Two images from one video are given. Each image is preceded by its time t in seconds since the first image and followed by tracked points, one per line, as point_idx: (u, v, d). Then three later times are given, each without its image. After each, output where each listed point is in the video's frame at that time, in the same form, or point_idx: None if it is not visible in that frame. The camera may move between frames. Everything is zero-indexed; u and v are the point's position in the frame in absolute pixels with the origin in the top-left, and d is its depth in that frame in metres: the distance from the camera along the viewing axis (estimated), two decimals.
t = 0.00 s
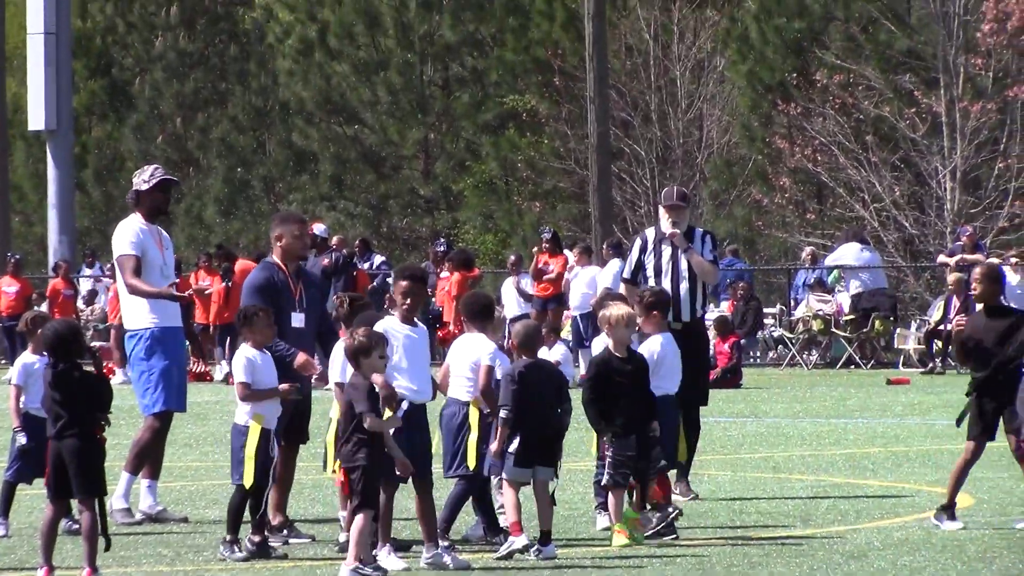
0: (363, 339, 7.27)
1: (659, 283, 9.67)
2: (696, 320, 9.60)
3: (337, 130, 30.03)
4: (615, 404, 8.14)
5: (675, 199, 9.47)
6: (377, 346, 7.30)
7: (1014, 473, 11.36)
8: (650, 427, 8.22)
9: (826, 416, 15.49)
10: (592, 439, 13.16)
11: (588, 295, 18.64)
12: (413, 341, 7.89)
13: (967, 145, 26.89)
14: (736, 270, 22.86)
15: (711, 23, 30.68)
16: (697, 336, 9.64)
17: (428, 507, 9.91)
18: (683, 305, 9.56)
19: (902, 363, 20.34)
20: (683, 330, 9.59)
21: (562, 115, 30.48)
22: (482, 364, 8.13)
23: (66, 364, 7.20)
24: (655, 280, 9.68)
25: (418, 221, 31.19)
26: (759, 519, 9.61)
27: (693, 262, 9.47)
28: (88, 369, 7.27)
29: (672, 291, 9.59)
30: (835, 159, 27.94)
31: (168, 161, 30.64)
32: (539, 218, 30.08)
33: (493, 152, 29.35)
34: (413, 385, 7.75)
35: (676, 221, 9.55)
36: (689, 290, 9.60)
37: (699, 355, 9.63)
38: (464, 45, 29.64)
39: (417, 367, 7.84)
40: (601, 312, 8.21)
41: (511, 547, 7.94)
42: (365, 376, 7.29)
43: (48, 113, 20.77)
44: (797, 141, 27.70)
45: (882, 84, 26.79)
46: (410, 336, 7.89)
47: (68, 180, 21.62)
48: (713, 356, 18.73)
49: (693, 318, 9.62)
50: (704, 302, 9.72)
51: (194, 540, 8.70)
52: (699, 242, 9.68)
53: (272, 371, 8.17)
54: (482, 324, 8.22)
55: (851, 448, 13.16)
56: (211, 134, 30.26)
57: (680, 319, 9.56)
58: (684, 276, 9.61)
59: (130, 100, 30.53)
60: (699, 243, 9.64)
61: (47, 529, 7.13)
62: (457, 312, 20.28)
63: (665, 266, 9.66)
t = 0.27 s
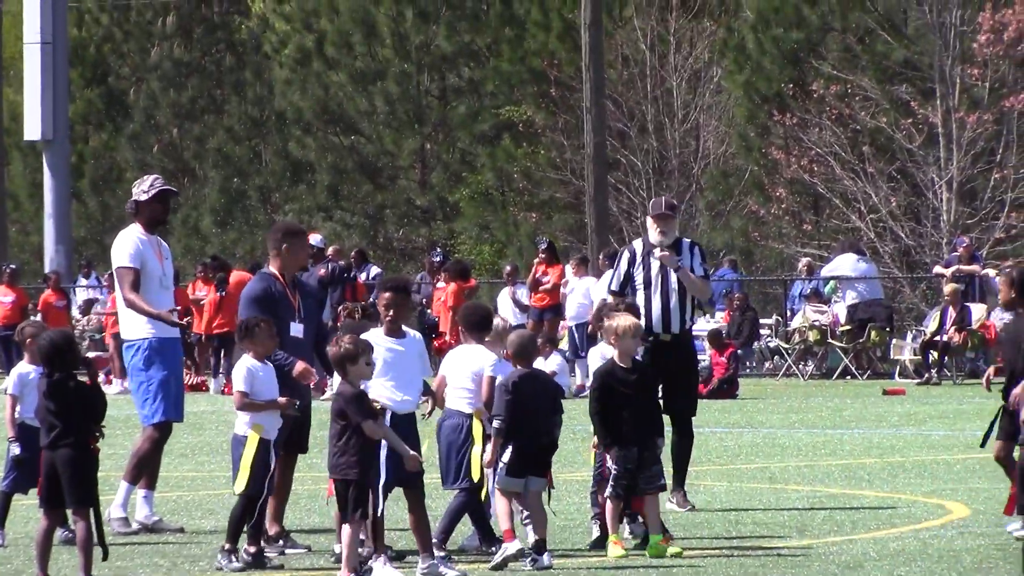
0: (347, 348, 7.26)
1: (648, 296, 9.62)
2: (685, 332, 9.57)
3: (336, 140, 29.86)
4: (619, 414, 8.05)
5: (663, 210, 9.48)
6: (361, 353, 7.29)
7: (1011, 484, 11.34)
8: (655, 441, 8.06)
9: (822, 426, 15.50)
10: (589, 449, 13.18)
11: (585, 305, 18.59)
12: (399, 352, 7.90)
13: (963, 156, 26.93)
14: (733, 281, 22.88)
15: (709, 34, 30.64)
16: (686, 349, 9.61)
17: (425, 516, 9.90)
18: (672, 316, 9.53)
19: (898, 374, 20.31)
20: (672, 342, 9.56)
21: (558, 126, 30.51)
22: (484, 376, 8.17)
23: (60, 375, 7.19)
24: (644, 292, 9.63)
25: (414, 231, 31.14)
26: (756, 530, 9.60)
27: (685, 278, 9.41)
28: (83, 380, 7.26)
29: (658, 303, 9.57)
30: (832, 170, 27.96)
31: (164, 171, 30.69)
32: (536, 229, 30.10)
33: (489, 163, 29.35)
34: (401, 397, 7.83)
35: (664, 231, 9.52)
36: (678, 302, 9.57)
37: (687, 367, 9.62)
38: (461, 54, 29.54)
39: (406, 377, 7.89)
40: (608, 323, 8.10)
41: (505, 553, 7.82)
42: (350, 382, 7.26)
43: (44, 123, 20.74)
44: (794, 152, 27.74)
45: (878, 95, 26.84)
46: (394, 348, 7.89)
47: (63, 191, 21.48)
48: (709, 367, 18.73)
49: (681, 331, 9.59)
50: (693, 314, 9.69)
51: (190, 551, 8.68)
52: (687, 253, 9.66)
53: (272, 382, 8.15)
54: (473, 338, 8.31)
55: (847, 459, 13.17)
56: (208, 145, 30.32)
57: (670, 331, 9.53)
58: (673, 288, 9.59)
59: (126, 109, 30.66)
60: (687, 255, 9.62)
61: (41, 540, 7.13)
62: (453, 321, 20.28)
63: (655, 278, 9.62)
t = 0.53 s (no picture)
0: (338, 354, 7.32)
1: (640, 304, 9.64)
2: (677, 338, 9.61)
3: (334, 146, 29.81)
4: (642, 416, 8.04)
5: (650, 214, 9.57)
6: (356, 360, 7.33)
7: (1008, 490, 11.34)
8: (670, 450, 8.12)
9: (820, 433, 15.50)
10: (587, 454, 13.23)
11: (582, 312, 18.55)
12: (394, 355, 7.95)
13: (961, 163, 26.94)
14: (730, 288, 22.89)
15: (707, 41, 30.59)
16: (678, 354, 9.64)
17: (422, 523, 9.93)
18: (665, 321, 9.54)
19: (896, 381, 20.31)
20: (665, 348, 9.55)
21: (556, 133, 30.52)
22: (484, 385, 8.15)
23: (57, 382, 7.19)
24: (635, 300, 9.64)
25: (412, 238, 31.16)
26: (753, 536, 9.61)
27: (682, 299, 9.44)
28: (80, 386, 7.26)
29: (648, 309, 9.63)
30: (830, 177, 27.95)
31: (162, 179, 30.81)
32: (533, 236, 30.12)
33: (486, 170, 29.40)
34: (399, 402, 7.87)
35: (651, 238, 9.63)
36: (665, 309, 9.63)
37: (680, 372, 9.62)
38: (457, 61, 29.27)
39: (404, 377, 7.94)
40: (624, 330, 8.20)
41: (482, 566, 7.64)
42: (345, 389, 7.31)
43: (42, 129, 20.72)
44: (793, 159, 27.75)
45: (875, 102, 26.87)
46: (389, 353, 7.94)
47: (61, 198, 21.37)
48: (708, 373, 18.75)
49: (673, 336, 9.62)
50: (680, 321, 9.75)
51: (188, 557, 8.68)
52: (673, 261, 9.75)
53: (272, 389, 8.18)
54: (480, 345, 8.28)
55: (845, 465, 13.17)
56: (205, 152, 30.43)
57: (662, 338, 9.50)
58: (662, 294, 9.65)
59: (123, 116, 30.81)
60: (674, 261, 9.73)
61: (38, 547, 7.15)
62: (450, 329, 20.30)
63: (645, 285, 9.65)
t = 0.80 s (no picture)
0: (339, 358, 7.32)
1: (638, 308, 9.63)
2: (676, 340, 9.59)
3: (333, 152, 29.89)
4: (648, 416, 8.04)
5: (645, 220, 9.57)
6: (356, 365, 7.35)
7: (1008, 495, 11.35)
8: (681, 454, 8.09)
9: (819, 438, 15.52)
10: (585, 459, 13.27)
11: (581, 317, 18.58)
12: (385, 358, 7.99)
13: (961, 168, 26.95)
14: (729, 293, 22.92)
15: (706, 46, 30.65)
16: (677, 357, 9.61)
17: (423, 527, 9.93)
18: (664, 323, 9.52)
19: (895, 385, 20.32)
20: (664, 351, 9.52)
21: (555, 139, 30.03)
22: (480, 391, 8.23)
23: (57, 385, 7.19)
24: (632, 303, 9.63)
25: (411, 243, 31.18)
26: (753, 541, 9.61)
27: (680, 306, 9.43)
28: (80, 390, 7.27)
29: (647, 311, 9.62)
30: (829, 181, 27.97)
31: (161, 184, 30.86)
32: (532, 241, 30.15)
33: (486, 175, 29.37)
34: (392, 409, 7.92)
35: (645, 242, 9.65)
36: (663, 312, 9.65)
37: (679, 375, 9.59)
38: (455, 67, 29.29)
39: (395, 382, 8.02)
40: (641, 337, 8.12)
41: None
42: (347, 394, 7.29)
43: (42, 134, 20.74)
44: (793, 164, 27.77)
45: (875, 107, 26.91)
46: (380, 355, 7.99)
47: (60, 202, 21.50)
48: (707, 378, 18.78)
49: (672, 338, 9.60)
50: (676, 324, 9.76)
51: (187, 562, 8.67)
52: (669, 265, 9.77)
53: (272, 394, 8.15)
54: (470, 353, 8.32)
55: (845, 470, 13.19)
56: (205, 157, 30.49)
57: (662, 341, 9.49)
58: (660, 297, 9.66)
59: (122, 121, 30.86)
60: (670, 265, 9.75)
61: (38, 551, 7.15)
62: (449, 335, 20.30)
63: (643, 289, 9.64)
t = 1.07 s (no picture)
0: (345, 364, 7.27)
1: (636, 309, 9.65)
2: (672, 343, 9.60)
3: (329, 155, 29.99)
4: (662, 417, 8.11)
5: (644, 222, 9.56)
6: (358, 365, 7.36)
7: (1007, 495, 11.35)
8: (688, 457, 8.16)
9: (817, 439, 15.52)
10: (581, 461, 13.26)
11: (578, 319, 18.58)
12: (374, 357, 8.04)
13: (957, 169, 26.98)
14: (728, 294, 22.92)
15: (704, 47, 30.69)
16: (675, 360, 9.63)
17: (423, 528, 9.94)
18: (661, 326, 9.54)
19: (894, 386, 20.32)
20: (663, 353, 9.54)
21: (553, 140, 30.04)
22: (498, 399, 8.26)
23: (56, 388, 7.19)
24: (631, 304, 9.64)
25: (409, 245, 31.10)
26: (752, 543, 9.60)
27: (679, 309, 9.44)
28: (80, 392, 7.27)
29: (646, 313, 9.64)
30: (826, 183, 28.00)
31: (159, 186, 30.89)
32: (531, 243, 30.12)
33: (483, 176, 29.30)
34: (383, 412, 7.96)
35: (644, 243, 9.63)
36: (662, 315, 9.65)
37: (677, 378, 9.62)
38: (452, 69, 29.32)
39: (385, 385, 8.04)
40: (646, 337, 8.25)
41: None
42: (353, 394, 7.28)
43: (40, 137, 20.74)
44: (791, 165, 27.80)
45: (872, 108, 26.94)
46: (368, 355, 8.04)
47: (58, 206, 21.38)
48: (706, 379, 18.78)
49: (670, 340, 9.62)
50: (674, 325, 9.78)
51: (186, 564, 8.66)
52: (667, 265, 9.77)
53: (269, 397, 8.15)
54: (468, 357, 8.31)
55: (843, 471, 13.20)
56: (202, 160, 30.51)
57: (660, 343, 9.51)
58: (657, 299, 9.66)
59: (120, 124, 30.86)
60: (669, 265, 9.74)
61: (37, 554, 7.15)
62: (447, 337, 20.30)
63: (640, 290, 9.65)
